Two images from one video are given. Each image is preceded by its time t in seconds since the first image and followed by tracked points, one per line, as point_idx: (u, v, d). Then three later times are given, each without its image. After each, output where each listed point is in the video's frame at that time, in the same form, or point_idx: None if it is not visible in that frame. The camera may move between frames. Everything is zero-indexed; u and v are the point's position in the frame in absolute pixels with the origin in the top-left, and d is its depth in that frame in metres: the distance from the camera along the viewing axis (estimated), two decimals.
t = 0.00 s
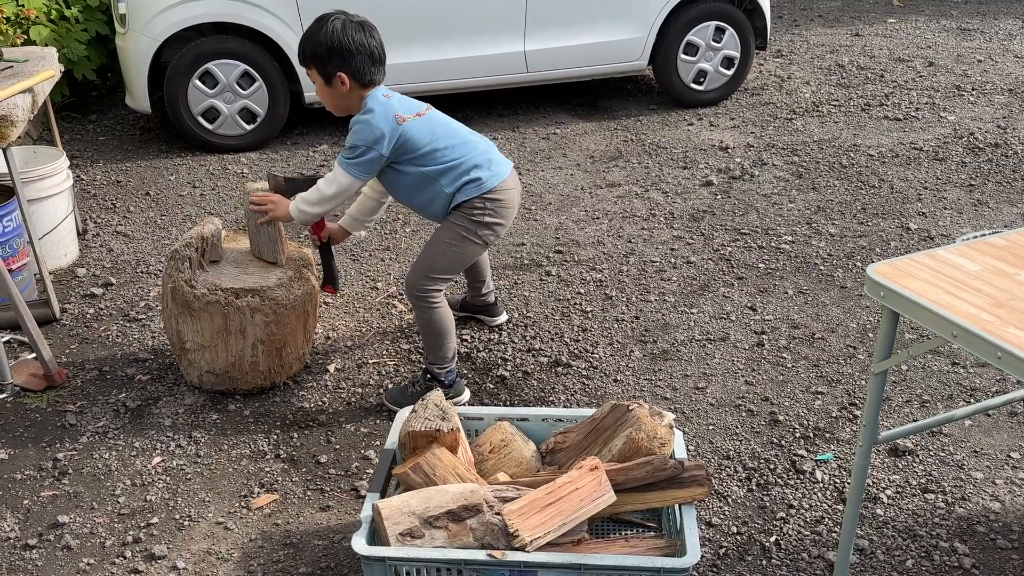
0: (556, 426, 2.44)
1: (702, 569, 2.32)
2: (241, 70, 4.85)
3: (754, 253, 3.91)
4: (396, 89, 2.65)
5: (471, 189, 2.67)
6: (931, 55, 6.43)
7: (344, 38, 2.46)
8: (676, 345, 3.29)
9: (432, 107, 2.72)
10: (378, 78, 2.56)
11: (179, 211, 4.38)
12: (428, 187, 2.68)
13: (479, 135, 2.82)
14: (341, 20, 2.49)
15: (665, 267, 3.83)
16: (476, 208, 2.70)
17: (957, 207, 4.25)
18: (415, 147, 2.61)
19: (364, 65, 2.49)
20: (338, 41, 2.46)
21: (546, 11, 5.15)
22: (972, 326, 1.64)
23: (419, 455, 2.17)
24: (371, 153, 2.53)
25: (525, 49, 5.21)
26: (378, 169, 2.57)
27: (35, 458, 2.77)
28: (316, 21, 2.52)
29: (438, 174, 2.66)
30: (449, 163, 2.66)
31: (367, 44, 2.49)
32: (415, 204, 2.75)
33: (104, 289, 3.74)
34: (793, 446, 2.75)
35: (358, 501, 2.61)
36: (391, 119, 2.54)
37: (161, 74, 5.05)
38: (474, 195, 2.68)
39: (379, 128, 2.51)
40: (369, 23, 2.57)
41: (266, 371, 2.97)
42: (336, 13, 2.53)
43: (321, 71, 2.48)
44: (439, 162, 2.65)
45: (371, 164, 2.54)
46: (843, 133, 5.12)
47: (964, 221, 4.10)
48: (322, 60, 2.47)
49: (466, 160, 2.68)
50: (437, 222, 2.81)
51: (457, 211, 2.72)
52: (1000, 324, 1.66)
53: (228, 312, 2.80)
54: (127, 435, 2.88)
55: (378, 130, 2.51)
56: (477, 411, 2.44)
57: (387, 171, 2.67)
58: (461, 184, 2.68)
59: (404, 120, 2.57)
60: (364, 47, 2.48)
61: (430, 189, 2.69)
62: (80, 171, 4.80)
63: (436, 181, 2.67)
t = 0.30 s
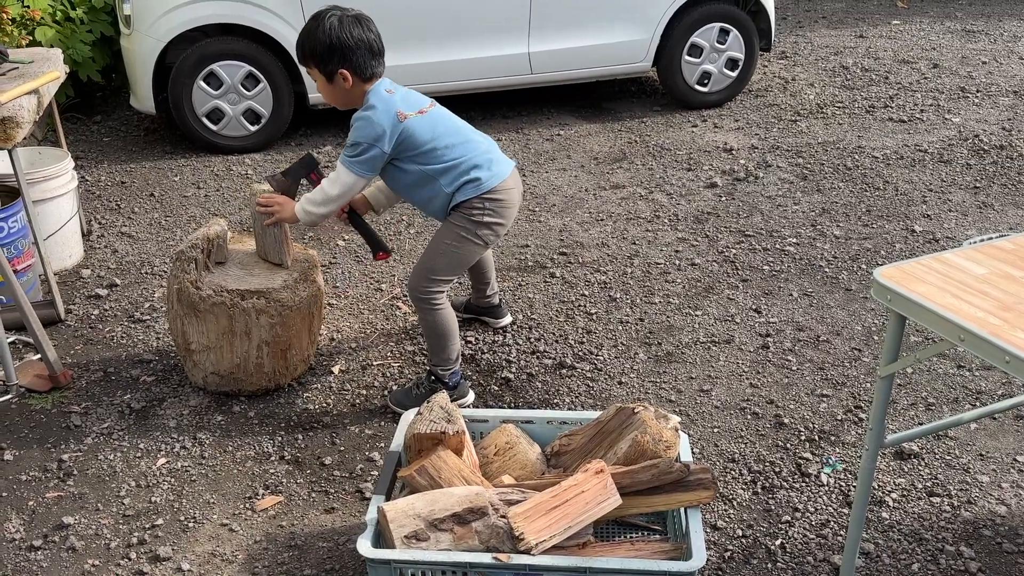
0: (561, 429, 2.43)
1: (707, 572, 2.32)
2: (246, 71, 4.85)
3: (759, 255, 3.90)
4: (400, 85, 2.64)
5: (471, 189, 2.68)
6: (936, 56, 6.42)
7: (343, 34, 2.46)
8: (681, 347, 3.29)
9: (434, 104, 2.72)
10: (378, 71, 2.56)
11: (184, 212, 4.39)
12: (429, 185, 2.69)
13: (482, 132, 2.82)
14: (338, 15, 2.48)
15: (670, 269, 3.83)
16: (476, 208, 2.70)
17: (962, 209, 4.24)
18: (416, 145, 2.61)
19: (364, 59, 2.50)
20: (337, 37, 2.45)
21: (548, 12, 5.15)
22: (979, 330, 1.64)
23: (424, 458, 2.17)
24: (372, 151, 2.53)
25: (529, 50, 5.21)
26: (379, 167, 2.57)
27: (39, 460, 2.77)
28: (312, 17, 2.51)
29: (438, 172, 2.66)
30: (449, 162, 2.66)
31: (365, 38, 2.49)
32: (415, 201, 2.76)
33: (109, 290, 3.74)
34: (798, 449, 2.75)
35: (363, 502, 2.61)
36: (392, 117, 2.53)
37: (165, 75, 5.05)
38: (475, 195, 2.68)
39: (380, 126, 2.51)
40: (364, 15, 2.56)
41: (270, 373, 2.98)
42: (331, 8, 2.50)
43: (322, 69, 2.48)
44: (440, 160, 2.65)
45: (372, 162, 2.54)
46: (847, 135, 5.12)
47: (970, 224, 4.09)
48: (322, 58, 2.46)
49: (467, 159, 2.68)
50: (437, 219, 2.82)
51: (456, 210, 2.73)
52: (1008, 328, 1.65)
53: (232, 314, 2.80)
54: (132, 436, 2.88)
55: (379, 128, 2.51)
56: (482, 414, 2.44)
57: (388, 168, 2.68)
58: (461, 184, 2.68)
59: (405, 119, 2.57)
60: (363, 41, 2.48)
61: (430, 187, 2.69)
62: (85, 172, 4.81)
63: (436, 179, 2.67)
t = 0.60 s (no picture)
0: (566, 431, 2.43)
1: None
2: (253, 73, 4.87)
3: (765, 258, 3.90)
4: (401, 90, 2.64)
5: (476, 188, 2.68)
6: (943, 59, 6.40)
7: (353, 44, 2.47)
8: (686, 350, 3.28)
9: (438, 107, 2.72)
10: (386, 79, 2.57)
11: (190, 213, 4.40)
12: (434, 188, 2.69)
13: (487, 131, 2.81)
14: (347, 25, 2.49)
15: (675, 272, 3.83)
16: (483, 206, 2.70)
17: (969, 212, 4.22)
18: (419, 148, 2.61)
19: (374, 69, 2.51)
20: (348, 48, 2.46)
21: (555, 14, 5.15)
22: (986, 333, 1.63)
23: (429, 459, 2.17)
24: (376, 157, 2.53)
25: (535, 52, 5.21)
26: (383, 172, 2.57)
27: (45, 460, 2.78)
28: (320, 28, 2.51)
29: (443, 174, 2.66)
30: (454, 163, 2.66)
31: (375, 48, 2.50)
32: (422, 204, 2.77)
33: (115, 291, 3.75)
34: (804, 452, 2.74)
35: (368, 504, 2.61)
36: (394, 122, 2.54)
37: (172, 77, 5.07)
38: (480, 195, 2.69)
39: (382, 132, 2.52)
40: (371, 25, 2.57)
41: (276, 374, 2.98)
42: (339, 19, 2.51)
43: (332, 79, 2.49)
44: (444, 162, 2.65)
45: (376, 168, 2.55)
46: (854, 138, 5.11)
47: (977, 227, 4.08)
48: (333, 68, 2.47)
49: (471, 159, 2.68)
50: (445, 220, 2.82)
51: (463, 210, 2.73)
52: (1015, 332, 1.64)
53: (238, 315, 2.80)
54: (138, 437, 2.89)
55: (381, 134, 2.52)
56: (487, 416, 2.44)
57: (393, 173, 2.68)
58: (466, 184, 2.68)
59: (407, 123, 2.57)
60: (373, 52, 2.49)
61: (436, 189, 2.70)
62: (92, 174, 4.82)
63: (441, 181, 2.67)
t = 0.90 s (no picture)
0: (572, 436, 2.42)
1: None
2: (263, 77, 4.88)
3: (774, 263, 3.88)
4: (412, 92, 2.63)
5: (484, 191, 2.68)
6: (954, 65, 6.37)
7: (359, 45, 2.48)
8: (694, 355, 3.27)
9: (448, 107, 2.70)
10: (394, 79, 2.58)
11: (200, 216, 4.41)
12: (444, 190, 2.71)
13: (497, 129, 2.80)
14: (351, 27, 2.50)
15: (684, 276, 3.81)
16: (491, 208, 2.70)
17: (980, 218, 4.20)
18: (429, 151, 2.61)
19: (381, 68, 2.52)
20: (354, 49, 2.47)
21: (564, 19, 5.15)
22: (995, 339, 1.62)
23: (435, 463, 2.17)
24: (388, 163, 2.54)
25: (544, 56, 5.22)
26: (396, 178, 2.58)
27: (53, 461, 2.79)
28: (324, 33, 2.52)
29: (453, 176, 2.67)
30: (463, 165, 2.66)
31: (381, 47, 2.51)
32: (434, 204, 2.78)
33: (124, 293, 3.76)
34: (812, 458, 2.72)
35: (374, 507, 2.61)
36: (403, 128, 2.54)
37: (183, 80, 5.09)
38: (488, 197, 2.68)
39: (391, 138, 2.52)
40: (374, 25, 2.58)
41: (283, 377, 2.98)
42: (343, 21, 2.52)
43: (341, 82, 2.50)
44: (454, 164, 2.65)
45: (387, 174, 2.55)
46: (864, 143, 5.09)
47: (987, 233, 4.05)
48: (340, 70, 2.48)
49: (481, 161, 2.67)
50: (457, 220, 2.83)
51: (472, 212, 2.74)
52: None
53: (246, 318, 2.81)
54: (145, 438, 2.89)
55: (390, 140, 2.52)
56: (493, 419, 2.43)
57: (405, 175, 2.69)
58: (476, 187, 2.68)
59: (416, 127, 2.57)
60: (379, 51, 2.50)
61: (446, 190, 2.71)
62: (102, 176, 4.85)
63: (451, 183, 2.68)
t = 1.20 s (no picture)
0: (582, 442, 2.42)
1: None
2: (277, 82, 4.91)
3: (787, 270, 3.87)
4: (430, 96, 2.63)
5: (497, 198, 2.68)
6: (969, 73, 6.34)
7: (382, 47, 2.49)
8: (706, 362, 3.26)
9: (465, 112, 2.70)
10: (414, 83, 2.60)
11: (214, 220, 4.43)
12: (458, 196, 2.71)
13: (514, 136, 2.80)
14: (376, 29, 2.52)
15: (696, 283, 3.80)
16: (505, 215, 2.70)
17: (995, 227, 4.17)
18: (444, 157, 2.61)
19: (403, 72, 2.54)
20: (377, 51, 2.48)
21: (577, 25, 5.16)
22: (1008, 348, 1.60)
23: (444, 468, 2.17)
24: (402, 167, 2.54)
25: (557, 63, 5.22)
26: (410, 183, 2.58)
27: (66, 463, 2.80)
28: (349, 32, 2.54)
29: (467, 183, 2.67)
30: (478, 172, 2.66)
31: (404, 51, 2.53)
32: (448, 209, 2.79)
33: (138, 296, 3.79)
34: (825, 467, 2.71)
35: (383, 512, 2.61)
36: (418, 134, 2.54)
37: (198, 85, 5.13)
38: (502, 204, 2.69)
39: (406, 143, 2.53)
40: (400, 28, 2.59)
41: (294, 381, 2.99)
42: (368, 22, 2.54)
43: (362, 83, 2.52)
44: (469, 171, 2.66)
45: (402, 179, 2.56)
46: (878, 151, 5.07)
47: (1003, 242, 4.02)
48: (362, 71, 2.50)
49: (495, 168, 2.67)
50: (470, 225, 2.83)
51: (486, 219, 2.74)
52: None
53: (258, 322, 2.82)
54: (157, 441, 2.91)
55: (406, 145, 2.52)
56: (503, 426, 2.43)
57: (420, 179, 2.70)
58: (489, 193, 2.69)
59: (432, 133, 2.57)
60: (401, 55, 2.52)
61: (460, 196, 2.71)
62: (117, 180, 4.88)
63: (465, 190, 2.69)
